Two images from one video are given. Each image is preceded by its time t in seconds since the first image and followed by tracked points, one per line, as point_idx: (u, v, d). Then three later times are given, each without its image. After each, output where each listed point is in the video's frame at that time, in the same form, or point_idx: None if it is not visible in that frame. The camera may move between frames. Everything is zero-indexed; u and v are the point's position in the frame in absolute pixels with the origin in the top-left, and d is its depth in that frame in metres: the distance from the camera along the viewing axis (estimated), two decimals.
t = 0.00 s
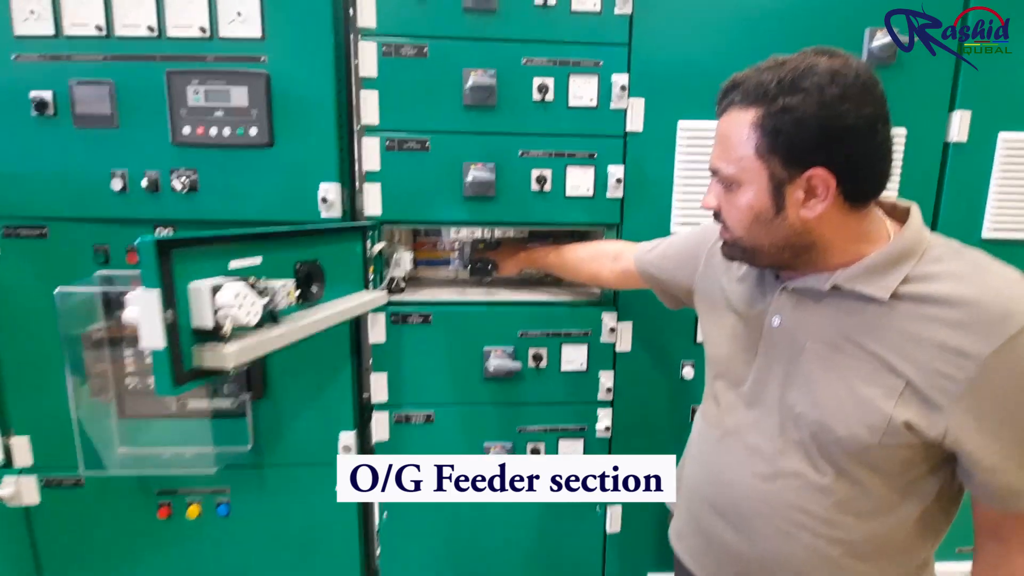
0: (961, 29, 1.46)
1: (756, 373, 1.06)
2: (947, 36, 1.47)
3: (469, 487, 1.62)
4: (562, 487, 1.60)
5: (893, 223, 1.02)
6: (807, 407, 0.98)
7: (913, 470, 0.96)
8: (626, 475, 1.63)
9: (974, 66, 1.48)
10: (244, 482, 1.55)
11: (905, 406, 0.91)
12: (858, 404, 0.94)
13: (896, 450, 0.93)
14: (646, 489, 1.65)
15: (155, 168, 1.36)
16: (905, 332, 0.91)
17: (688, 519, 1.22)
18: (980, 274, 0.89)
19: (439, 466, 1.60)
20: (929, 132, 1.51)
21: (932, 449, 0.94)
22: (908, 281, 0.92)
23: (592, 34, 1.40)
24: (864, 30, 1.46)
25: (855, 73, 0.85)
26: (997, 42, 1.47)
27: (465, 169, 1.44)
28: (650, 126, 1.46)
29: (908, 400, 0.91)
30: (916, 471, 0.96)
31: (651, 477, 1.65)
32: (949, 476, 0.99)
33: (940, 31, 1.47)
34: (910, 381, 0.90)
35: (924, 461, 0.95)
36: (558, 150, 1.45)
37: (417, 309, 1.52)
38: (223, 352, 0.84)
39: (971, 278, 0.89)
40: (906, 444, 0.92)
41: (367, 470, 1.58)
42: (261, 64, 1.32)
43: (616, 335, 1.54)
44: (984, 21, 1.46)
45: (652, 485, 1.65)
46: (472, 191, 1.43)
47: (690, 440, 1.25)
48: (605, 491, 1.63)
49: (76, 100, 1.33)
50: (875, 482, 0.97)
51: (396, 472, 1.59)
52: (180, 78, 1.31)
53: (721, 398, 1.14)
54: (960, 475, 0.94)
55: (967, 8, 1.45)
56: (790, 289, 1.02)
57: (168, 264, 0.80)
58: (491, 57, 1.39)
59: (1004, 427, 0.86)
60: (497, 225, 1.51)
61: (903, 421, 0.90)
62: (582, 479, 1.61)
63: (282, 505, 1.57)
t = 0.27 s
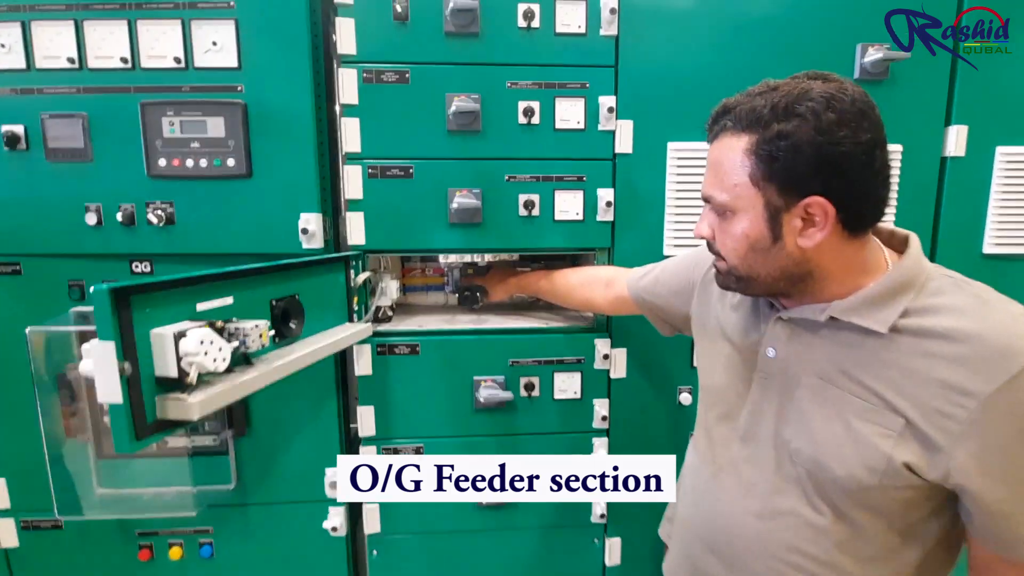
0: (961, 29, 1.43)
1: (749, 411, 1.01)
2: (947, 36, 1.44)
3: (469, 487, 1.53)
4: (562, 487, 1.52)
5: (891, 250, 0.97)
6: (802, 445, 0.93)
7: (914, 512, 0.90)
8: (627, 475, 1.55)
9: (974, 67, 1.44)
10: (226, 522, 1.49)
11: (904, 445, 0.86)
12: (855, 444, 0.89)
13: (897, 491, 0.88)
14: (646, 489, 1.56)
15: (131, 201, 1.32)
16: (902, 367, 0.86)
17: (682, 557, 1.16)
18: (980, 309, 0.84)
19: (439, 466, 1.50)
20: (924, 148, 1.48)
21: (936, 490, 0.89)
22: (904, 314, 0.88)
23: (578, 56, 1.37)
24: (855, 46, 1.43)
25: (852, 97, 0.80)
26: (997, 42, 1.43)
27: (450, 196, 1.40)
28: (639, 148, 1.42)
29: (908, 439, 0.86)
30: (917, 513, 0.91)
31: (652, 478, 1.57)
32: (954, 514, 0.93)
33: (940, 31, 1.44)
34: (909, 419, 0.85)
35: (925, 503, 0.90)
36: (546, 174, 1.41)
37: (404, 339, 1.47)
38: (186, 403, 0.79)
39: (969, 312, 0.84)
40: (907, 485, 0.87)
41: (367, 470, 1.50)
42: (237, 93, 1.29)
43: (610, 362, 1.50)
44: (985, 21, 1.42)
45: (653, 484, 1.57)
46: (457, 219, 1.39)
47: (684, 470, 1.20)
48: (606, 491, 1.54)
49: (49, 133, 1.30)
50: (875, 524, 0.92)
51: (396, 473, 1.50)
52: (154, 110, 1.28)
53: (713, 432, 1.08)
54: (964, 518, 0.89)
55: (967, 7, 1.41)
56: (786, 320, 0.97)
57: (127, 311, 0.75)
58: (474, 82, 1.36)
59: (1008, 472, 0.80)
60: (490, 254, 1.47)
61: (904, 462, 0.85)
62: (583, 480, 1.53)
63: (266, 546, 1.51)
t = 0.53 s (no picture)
0: (961, 28, 1.42)
1: (764, 430, 0.98)
2: (947, 36, 1.42)
3: (469, 487, 1.49)
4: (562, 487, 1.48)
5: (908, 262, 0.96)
6: (824, 463, 0.91)
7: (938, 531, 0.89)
8: (627, 475, 1.52)
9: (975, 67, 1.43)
10: (223, 539, 1.46)
11: (931, 464, 0.84)
12: (880, 462, 0.86)
13: (924, 510, 0.86)
14: (647, 489, 1.54)
15: (128, 211, 1.30)
16: (929, 384, 0.85)
17: None
18: (1004, 326, 0.83)
19: (439, 466, 1.47)
20: (932, 159, 1.47)
21: (958, 509, 0.87)
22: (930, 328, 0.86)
23: (582, 65, 1.36)
24: (861, 55, 1.42)
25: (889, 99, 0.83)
26: (997, 42, 1.42)
27: (453, 207, 1.38)
28: (644, 157, 1.40)
29: (935, 456, 0.84)
30: (943, 531, 0.89)
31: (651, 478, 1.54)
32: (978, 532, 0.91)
33: (940, 31, 1.43)
34: (936, 436, 0.84)
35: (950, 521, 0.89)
36: (550, 184, 1.39)
37: (406, 351, 1.44)
38: (181, 422, 0.76)
39: (996, 330, 0.83)
40: (934, 505, 0.85)
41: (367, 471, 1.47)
42: (238, 102, 1.27)
43: (615, 375, 1.47)
44: (984, 21, 1.42)
45: (653, 485, 1.54)
46: (460, 229, 1.37)
47: (694, 489, 1.18)
48: (606, 492, 1.51)
49: (45, 142, 1.27)
50: (900, 544, 0.90)
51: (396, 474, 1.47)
52: (153, 119, 1.26)
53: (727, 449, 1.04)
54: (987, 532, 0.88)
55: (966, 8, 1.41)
56: (804, 334, 0.95)
57: (119, 327, 0.72)
58: (477, 90, 1.35)
59: None
60: (495, 264, 1.45)
61: (931, 481, 0.83)
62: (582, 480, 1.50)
63: (265, 564, 1.47)
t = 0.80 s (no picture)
0: (960, 29, 1.42)
1: (782, 430, 0.97)
2: (947, 36, 1.42)
3: (469, 487, 1.48)
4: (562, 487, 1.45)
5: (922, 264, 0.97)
6: (846, 465, 0.90)
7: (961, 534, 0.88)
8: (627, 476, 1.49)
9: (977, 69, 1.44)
10: (232, 545, 1.45)
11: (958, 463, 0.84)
12: (903, 462, 0.87)
13: (948, 511, 0.85)
14: (647, 490, 1.52)
15: (138, 217, 1.30)
16: (953, 383, 0.85)
17: None
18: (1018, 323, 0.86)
19: (439, 466, 1.46)
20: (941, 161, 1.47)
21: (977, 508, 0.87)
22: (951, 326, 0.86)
23: (590, 69, 1.36)
24: (868, 58, 1.42)
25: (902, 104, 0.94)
26: (997, 42, 1.43)
27: (461, 211, 1.38)
28: (653, 161, 1.40)
29: (959, 455, 0.85)
30: (964, 531, 0.90)
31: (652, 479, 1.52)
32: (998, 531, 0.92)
33: (939, 31, 1.43)
34: (960, 436, 0.84)
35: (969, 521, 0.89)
36: (558, 188, 1.40)
37: (415, 355, 1.44)
38: (196, 431, 0.76)
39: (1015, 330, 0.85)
40: (957, 505, 0.85)
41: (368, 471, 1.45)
42: (247, 108, 1.27)
43: (624, 378, 1.47)
44: (984, 21, 1.42)
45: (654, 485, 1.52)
46: (468, 233, 1.37)
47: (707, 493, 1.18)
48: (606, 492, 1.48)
49: (55, 148, 1.27)
50: (922, 545, 0.90)
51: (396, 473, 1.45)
52: (163, 124, 1.26)
53: (746, 452, 1.04)
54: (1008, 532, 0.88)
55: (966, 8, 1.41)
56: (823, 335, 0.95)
57: (135, 336, 0.72)
58: (485, 95, 1.35)
59: None
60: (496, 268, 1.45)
61: (957, 480, 0.83)
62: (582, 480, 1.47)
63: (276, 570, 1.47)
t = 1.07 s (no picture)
0: (960, 29, 1.42)
1: (790, 423, 0.98)
2: (947, 36, 1.42)
3: (469, 487, 1.49)
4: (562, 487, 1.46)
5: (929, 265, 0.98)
6: (855, 459, 0.91)
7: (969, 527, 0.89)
8: (627, 475, 1.50)
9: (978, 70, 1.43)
10: (240, 540, 1.47)
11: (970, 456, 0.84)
12: (913, 455, 0.87)
13: (957, 503, 0.85)
14: (647, 489, 1.53)
15: (146, 216, 1.32)
16: (962, 376, 0.86)
17: None
18: None
19: (439, 466, 1.47)
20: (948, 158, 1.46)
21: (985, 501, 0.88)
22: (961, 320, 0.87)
23: (593, 68, 1.37)
24: (872, 55, 1.42)
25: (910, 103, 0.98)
26: (997, 42, 1.42)
27: (466, 210, 1.38)
28: (656, 159, 1.41)
29: (969, 447, 0.85)
30: (972, 524, 0.90)
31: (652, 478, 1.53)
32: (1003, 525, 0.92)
33: (939, 31, 1.42)
34: (970, 428, 0.84)
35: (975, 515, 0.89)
36: (562, 186, 1.40)
37: (420, 353, 1.45)
38: (208, 427, 0.77)
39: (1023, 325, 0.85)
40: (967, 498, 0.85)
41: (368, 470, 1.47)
42: (253, 107, 1.28)
43: (628, 376, 1.47)
44: (984, 22, 1.41)
45: (653, 484, 1.53)
46: (474, 232, 1.38)
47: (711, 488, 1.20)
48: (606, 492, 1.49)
49: (64, 148, 1.29)
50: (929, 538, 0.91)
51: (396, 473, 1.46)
52: (170, 124, 1.27)
53: (753, 446, 1.04)
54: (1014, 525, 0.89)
55: (966, 8, 1.41)
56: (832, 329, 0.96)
57: (148, 334, 0.73)
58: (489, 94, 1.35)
59: None
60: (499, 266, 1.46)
61: (967, 472, 0.83)
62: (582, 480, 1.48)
63: (284, 564, 1.49)
